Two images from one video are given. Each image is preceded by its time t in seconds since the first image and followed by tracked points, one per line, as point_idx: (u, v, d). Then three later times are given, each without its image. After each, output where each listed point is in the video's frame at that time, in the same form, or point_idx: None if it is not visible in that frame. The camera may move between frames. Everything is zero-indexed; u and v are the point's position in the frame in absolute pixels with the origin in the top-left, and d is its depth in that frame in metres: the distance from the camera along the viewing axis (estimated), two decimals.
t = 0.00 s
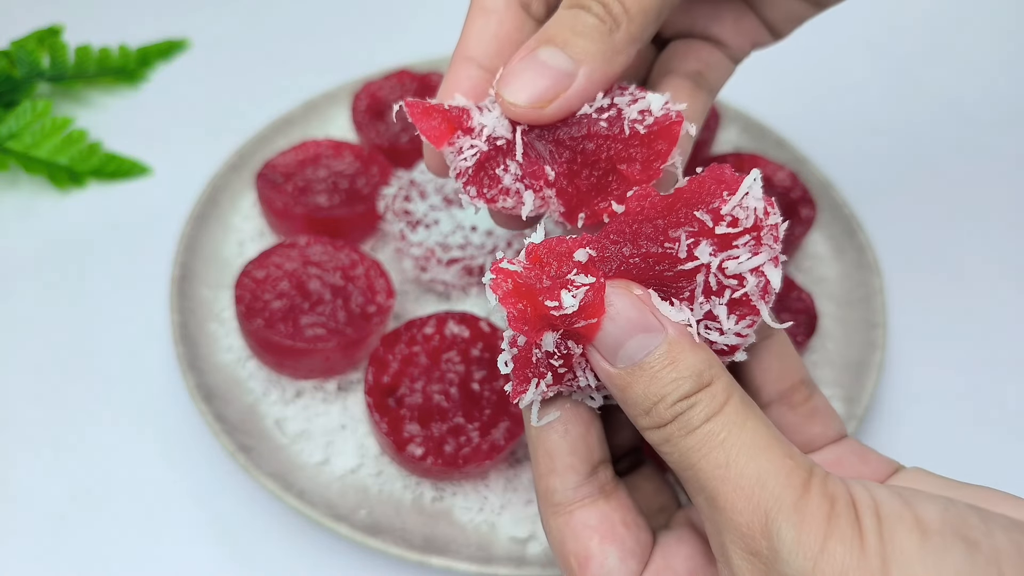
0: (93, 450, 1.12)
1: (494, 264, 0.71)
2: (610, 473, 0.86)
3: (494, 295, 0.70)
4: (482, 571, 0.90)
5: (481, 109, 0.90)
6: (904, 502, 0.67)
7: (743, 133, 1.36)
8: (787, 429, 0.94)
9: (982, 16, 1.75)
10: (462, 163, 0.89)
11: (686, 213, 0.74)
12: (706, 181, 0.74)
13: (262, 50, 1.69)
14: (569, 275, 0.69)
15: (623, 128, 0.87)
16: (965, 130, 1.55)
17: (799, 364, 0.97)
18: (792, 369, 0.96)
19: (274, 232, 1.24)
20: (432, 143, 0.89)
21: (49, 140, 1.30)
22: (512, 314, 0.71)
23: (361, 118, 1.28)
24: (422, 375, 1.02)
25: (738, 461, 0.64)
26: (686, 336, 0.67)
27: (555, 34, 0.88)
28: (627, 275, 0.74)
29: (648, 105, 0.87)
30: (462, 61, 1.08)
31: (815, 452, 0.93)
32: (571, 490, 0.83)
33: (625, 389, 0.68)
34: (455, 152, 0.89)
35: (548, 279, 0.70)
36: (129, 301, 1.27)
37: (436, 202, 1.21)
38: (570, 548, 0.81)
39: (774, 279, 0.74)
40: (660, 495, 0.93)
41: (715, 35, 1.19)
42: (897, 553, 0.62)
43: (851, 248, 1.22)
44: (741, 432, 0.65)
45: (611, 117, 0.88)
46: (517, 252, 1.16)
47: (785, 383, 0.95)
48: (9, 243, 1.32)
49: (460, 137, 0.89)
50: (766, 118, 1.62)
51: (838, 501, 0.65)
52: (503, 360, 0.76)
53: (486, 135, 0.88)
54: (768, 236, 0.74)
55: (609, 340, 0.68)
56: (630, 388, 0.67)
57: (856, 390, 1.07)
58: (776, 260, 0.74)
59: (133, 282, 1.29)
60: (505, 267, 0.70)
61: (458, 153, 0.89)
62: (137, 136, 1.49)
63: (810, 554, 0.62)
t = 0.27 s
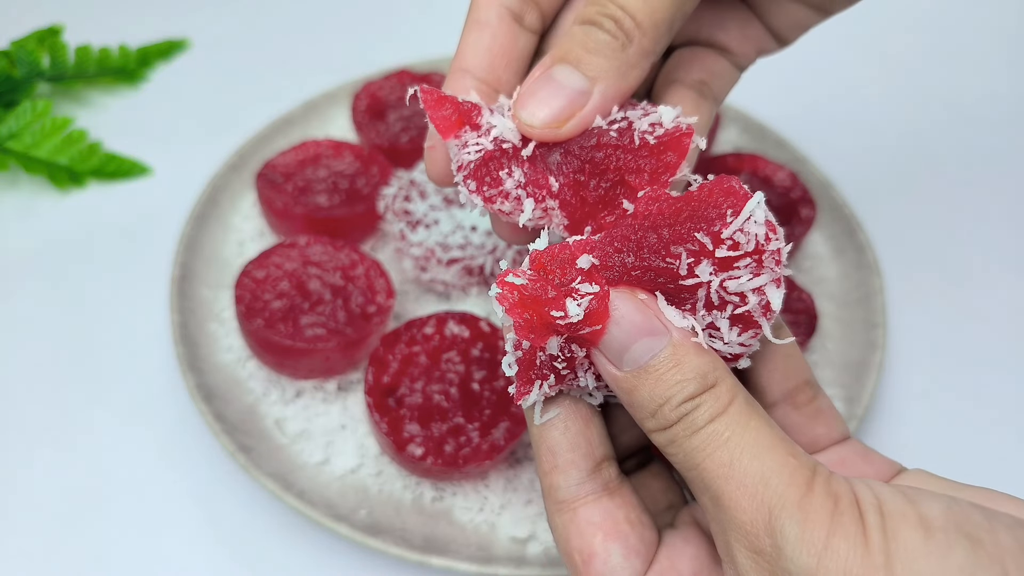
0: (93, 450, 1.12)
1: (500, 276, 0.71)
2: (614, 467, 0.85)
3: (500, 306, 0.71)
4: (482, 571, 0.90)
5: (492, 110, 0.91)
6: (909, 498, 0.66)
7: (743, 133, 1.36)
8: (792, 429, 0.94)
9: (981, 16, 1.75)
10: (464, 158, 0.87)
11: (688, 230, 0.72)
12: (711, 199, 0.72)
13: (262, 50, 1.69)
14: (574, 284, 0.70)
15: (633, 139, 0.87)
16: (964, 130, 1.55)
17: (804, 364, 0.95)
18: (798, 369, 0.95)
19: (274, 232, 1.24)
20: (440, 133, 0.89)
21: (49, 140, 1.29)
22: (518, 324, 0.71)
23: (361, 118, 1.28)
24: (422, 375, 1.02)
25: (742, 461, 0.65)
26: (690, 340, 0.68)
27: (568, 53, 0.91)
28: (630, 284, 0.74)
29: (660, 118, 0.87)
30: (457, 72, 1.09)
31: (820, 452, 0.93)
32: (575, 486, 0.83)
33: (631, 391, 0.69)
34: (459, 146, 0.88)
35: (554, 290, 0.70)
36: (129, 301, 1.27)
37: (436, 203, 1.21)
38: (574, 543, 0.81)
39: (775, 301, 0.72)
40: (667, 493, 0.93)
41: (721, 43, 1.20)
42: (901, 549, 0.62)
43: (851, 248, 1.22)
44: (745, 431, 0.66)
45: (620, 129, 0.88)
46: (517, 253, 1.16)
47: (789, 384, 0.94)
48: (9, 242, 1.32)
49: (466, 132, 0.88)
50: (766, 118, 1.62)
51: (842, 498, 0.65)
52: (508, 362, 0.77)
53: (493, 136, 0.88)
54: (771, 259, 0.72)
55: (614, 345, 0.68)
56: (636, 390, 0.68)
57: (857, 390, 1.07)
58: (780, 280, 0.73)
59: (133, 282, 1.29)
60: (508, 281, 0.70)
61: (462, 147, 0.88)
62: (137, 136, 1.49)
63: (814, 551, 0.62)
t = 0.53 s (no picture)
0: (93, 450, 1.12)
1: (501, 297, 0.74)
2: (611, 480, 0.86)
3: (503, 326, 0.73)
4: (482, 571, 0.90)
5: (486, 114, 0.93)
6: (914, 506, 0.67)
7: (743, 133, 1.36)
8: (796, 433, 0.93)
9: (981, 16, 1.75)
10: (462, 166, 0.90)
11: (688, 246, 0.72)
12: (711, 216, 0.72)
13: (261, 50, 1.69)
14: (575, 297, 0.72)
15: (633, 136, 0.86)
16: (965, 130, 1.55)
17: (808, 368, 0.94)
18: (801, 373, 0.93)
19: (274, 232, 1.24)
20: (435, 143, 0.92)
21: (49, 140, 1.29)
22: (522, 341, 0.73)
23: (361, 118, 1.28)
24: (422, 375, 1.02)
25: (748, 468, 0.64)
26: (695, 348, 0.68)
27: (566, 49, 0.88)
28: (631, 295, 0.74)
29: (659, 113, 0.87)
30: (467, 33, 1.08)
31: (823, 457, 0.93)
32: (570, 499, 0.84)
33: (636, 398, 0.68)
34: (456, 152, 0.92)
35: (554, 307, 0.73)
36: (129, 302, 1.27)
37: (436, 202, 1.20)
38: (570, 554, 0.81)
39: (775, 317, 0.73)
40: (672, 497, 0.91)
41: (727, 39, 1.20)
42: (908, 556, 0.62)
43: (851, 248, 1.22)
44: (751, 438, 0.65)
45: (621, 126, 0.88)
46: (518, 252, 1.16)
47: (792, 387, 0.93)
48: (9, 242, 1.32)
49: (462, 139, 0.91)
50: (766, 118, 1.62)
51: (848, 506, 0.65)
52: (512, 376, 0.78)
53: (486, 144, 0.89)
54: (771, 276, 0.73)
55: (619, 353, 0.69)
56: (641, 397, 0.68)
57: (857, 390, 1.07)
58: (780, 295, 0.74)
59: (133, 282, 1.29)
60: (508, 304, 0.72)
61: (460, 153, 0.91)
62: (137, 136, 1.49)
63: (821, 558, 0.62)
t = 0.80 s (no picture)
0: (93, 451, 1.12)
1: (513, 322, 0.74)
2: (594, 507, 0.87)
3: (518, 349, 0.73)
4: (482, 571, 0.90)
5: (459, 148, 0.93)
6: (923, 525, 0.64)
7: (743, 133, 1.36)
8: (793, 441, 0.94)
9: (981, 16, 1.75)
10: (454, 200, 0.90)
11: (678, 255, 0.73)
12: (697, 224, 0.73)
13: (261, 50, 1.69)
14: (585, 312, 0.73)
15: (612, 127, 0.87)
16: (965, 130, 1.55)
17: (802, 375, 0.94)
18: (797, 380, 0.94)
19: (274, 232, 1.24)
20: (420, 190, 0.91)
21: (49, 140, 1.29)
22: (537, 362, 0.74)
23: (361, 118, 1.27)
24: (422, 375, 1.02)
25: (749, 483, 0.62)
26: (693, 357, 0.68)
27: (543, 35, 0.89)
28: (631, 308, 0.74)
29: (638, 105, 0.87)
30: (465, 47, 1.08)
31: (822, 463, 0.94)
32: (554, 530, 0.84)
33: (636, 409, 0.68)
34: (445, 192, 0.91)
35: (568, 322, 0.73)
36: (128, 302, 1.27)
37: (435, 202, 1.18)
38: None
39: (772, 318, 0.74)
40: (669, 512, 0.93)
41: (725, 42, 1.20)
42: None
43: (851, 248, 1.22)
44: (751, 451, 0.63)
45: (601, 118, 0.89)
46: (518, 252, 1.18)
47: (788, 395, 0.93)
48: (8, 242, 1.32)
49: (444, 178, 0.91)
50: (766, 118, 1.62)
51: (854, 524, 0.62)
52: (520, 401, 0.80)
53: (471, 168, 0.90)
54: (761, 278, 0.73)
55: (621, 361, 0.69)
56: (640, 408, 0.67)
57: (857, 390, 1.07)
58: (773, 296, 0.75)
59: (134, 281, 1.29)
60: (528, 325, 0.73)
61: (448, 192, 0.91)
62: (138, 136, 1.49)
63: None
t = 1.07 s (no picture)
0: (94, 450, 1.12)
1: (507, 318, 0.72)
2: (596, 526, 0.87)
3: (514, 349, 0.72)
4: (482, 571, 0.90)
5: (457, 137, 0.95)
6: (927, 535, 0.64)
7: (743, 133, 1.36)
8: (794, 449, 0.94)
9: (982, 16, 1.75)
10: (448, 188, 0.91)
11: (685, 255, 0.73)
12: (704, 226, 0.74)
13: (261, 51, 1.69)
14: (582, 311, 0.72)
15: (624, 124, 0.88)
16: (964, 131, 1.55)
17: (804, 383, 0.93)
18: (798, 387, 0.93)
19: (274, 232, 1.24)
20: (414, 178, 0.92)
21: (49, 140, 1.30)
22: (533, 361, 0.72)
23: (361, 118, 1.27)
24: (422, 375, 1.02)
25: (752, 492, 0.62)
26: (695, 361, 0.67)
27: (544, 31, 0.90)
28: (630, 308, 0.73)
29: (653, 104, 0.90)
30: (465, 42, 1.08)
31: (823, 471, 0.93)
32: (556, 549, 0.84)
33: (637, 413, 0.67)
34: (439, 180, 0.92)
35: (564, 321, 0.72)
36: (128, 301, 1.27)
37: (436, 202, 1.20)
38: None
39: (777, 322, 0.76)
40: (669, 521, 0.93)
41: (722, 36, 1.19)
42: None
43: (851, 248, 1.22)
44: (754, 459, 0.63)
45: (611, 116, 0.90)
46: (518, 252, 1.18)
47: (788, 403, 0.93)
48: (8, 242, 1.32)
49: (440, 166, 0.92)
50: (766, 118, 1.62)
51: (857, 533, 0.62)
52: (519, 407, 0.79)
53: (470, 156, 0.92)
54: (769, 281, 0.75)
55: (620, 363, 0.68)
56: (641, 412, 0.67)
57: (857, 390, 1.07)
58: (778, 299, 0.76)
59: (134, 282, 1.29)
60: (519, 322, 0.72)
61: (443, 179, 0.92)
62: (137, 136, 1.49)
63: None
